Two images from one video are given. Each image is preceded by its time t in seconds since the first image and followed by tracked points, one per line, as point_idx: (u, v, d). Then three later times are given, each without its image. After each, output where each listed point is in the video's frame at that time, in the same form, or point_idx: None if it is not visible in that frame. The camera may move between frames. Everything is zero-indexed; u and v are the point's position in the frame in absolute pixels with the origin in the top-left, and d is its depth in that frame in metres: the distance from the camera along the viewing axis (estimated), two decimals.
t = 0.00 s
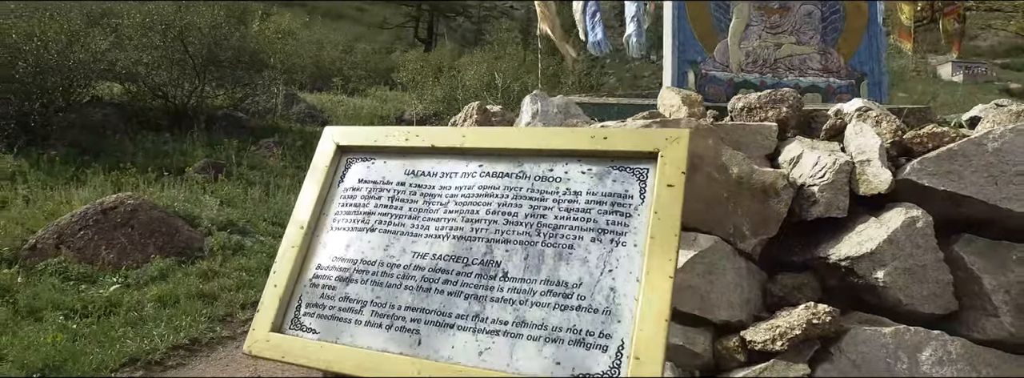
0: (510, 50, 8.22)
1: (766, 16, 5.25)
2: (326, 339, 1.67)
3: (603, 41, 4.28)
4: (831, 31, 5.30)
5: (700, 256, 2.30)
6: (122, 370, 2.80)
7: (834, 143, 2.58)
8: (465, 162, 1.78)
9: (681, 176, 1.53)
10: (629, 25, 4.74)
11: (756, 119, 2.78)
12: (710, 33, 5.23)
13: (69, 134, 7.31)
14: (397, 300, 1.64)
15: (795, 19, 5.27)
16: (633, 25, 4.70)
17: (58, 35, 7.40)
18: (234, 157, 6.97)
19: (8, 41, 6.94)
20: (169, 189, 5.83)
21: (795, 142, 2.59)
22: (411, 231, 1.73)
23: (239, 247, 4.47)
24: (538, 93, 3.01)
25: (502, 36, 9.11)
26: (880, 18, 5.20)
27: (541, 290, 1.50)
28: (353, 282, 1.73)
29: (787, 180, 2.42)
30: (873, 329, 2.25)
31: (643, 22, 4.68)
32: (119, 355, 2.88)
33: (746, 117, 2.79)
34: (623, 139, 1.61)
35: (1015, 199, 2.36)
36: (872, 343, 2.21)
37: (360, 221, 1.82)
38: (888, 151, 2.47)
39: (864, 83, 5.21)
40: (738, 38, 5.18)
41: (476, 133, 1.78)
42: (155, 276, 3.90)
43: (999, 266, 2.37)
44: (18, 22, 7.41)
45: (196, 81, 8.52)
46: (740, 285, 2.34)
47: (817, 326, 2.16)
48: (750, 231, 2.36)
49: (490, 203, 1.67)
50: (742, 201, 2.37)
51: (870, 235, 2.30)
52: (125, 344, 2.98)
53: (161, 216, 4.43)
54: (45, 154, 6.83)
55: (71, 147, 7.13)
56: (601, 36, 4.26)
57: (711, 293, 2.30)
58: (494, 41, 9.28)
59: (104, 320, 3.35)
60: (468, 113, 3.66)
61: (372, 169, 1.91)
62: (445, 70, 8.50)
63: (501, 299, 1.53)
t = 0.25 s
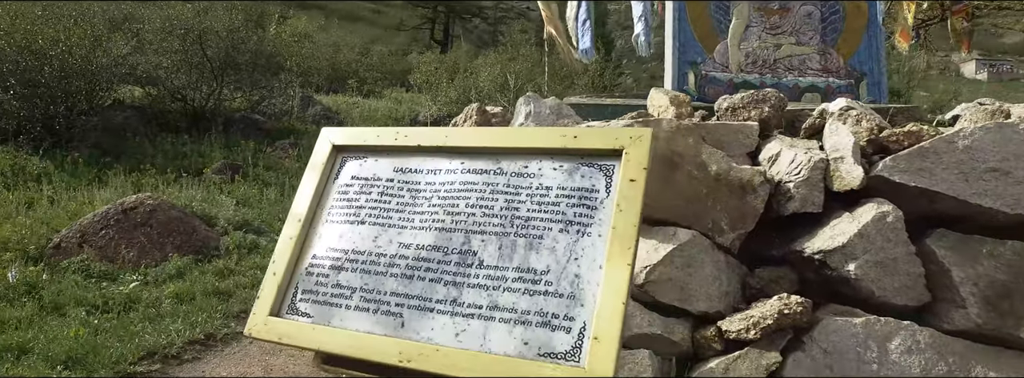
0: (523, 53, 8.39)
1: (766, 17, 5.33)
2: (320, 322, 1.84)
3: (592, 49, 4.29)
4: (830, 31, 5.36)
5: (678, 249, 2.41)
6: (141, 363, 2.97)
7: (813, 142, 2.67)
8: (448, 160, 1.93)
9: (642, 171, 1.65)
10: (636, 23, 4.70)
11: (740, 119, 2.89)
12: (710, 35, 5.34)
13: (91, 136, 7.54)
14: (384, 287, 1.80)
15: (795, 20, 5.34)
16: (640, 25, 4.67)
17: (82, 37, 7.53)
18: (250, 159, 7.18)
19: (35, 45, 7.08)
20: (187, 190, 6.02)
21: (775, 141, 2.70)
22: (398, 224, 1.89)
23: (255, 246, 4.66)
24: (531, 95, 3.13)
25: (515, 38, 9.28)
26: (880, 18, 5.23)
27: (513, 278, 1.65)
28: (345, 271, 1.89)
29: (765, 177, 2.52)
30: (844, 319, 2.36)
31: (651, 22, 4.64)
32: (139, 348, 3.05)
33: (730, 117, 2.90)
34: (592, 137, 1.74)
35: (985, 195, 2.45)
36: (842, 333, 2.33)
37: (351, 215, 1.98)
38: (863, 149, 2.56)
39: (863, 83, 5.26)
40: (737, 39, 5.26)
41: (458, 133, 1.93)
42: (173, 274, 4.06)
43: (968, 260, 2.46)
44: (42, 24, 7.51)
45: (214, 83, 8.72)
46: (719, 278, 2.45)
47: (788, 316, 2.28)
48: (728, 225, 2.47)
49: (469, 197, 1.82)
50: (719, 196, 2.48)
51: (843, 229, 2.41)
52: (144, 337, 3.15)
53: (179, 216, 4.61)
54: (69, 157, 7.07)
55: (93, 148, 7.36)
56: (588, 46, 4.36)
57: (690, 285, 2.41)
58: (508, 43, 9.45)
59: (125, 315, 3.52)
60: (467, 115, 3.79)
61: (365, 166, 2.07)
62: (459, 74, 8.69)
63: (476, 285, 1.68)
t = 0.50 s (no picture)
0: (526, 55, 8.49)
1: (759, 20, 5.34)
2: (303, 317, 1.95)
3: (583, 57, 3.77)
4: (824, 33, 5.38)
5: (654, 249, 2.49)
6: (146, 360, 3.09)
7: (788, 144, 2.74)
8: (425, 164, 2.04)
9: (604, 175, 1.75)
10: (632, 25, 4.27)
11: (719, 122, 2.97)
12: (704, 37, 5.38)
13: (103, 138, 7.89)
14: (363, 285, 1.91)
15: (787, 22, 5.37)
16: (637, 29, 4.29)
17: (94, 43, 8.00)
18: (258, 161, 7.33)
19: (46, 49, 7.46)
20: (195, 192, 6.16)
21: (751, 143, 2.77)
22: (377, 225, 2.00)
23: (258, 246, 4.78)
24: (517, 100, 3.22)
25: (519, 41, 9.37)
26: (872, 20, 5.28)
27: (481, 276, 1.76)
28: (326, 269, 2.00)
29: (739, 180, 2.61)
30: (814, 317, 2.44)
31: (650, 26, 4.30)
32: (144, 346, 3.18)
33: (710, 120, 2.97)
34: (558, 143, 1.84)
35: (952, 196, 2.52)
36: (811, 330, 2.41)
37: (334, 216, 2.09)
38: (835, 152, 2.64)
39: (855, 85, 5.33)
40: (731, 42, 5.28)
41: (434, 139, 2.03)
42: (180, 274, 4.20)
43: (936, 259, 2.54)
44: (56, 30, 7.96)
45: (223, 86, 8.91)
46: (693, 277, 2.53)
47: (758, 313, 2.36)
48: (702, 226, 2.56)
49: (442, 200, 1.92)
50: (694, 198, 2.56)
51: (813, 229, 2.48)
52: (150, 336, 3.28)
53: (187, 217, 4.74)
54: (81, 160, 7.25)
55: (104, 150, 7.66)
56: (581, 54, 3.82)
57: (665, 284, 2.50)
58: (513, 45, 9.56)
59: (132, 315, 3.65)
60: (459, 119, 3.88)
61: (348, 169, 2.18)
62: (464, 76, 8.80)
63: (447, 283, 1.79)
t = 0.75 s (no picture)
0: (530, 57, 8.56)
1: (749, 23, 5.44)
2: (276, 312, 2.07)
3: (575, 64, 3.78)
4: (813, 35, 5.45)
5: (622, 248, 2.57)
6: (147, 357, 3.22)
7: (757, 146, 2.80)
8: (393, 167, 2.15)
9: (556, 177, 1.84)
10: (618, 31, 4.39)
11: (692, 124, 3.03)
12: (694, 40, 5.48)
13: (113, 141, 7.97)
14: (332, 282, 2.03)
15: (777, 24, 5.45)
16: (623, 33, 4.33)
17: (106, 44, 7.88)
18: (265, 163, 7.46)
19: (59, 53, 7.34)
20: (202, 193, 6.30)
21: (721, 145, 2.83)
22: (347, 225, 2.12)
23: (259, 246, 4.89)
24: (498, 103, 3.32)
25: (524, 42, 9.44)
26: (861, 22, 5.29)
27: (438, 273, 1.87)
28: (299, 266, 2.12)
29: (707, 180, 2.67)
30: (778, 314, 2.51)
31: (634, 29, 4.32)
32: (147, 343, 3.30)
33: (684, 123, 3.04)
34: (515, 146, 1.93)
35: (915, 197, 2.58)
36: (775, 327, 2.47)
37: (308, 216, 2.22)
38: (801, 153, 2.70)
39: (845, 86, 5.36)
40: (721, 45, 5.36)
41: (402, 143, 2.15)
42: (186, 274, 4.32)
43: (899, 258, 2.60)
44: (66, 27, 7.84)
45: (231, 89, 8.95)
46: (662, 275, 2.60)
47: (722, 311, 2.43)
48: (671, 226, 2.63)
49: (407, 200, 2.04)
50: (662, 199, 2.63)
51: (777, 229, 2.55)
52: (154, 333, 3.41)
53: (193, 217, 4.86)
54: (91, 163, 7.42)
55: (115, 152, 7.83)
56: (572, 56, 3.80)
57: (634, 282, 2.57)
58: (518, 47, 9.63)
59: (136, 313, 3.77)
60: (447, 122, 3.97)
61: (323, 173, 2.30)
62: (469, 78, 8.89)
63: (408, 279, 1.90)
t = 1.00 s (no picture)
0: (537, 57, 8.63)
1: (743, 22, 5.47)
2: (252, 303, 2.16)
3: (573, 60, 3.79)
4: (808, 33, 5.48)
5: (597, 244, 2.62)
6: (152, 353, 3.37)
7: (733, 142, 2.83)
8: (366, 165, 2.24)
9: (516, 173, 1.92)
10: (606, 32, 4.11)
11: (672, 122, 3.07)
12: (689, 40, 5.53)
13: (124, 142, 8.58)
14: (305, 275, 2.12)
15: (772, 23, 5.47)
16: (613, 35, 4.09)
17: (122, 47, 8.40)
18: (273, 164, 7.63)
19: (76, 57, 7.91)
20: (211, 194, 6.45)
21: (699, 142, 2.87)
22: (321, 220, 2.21)
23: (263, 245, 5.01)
24: (483, 103, 3.39)
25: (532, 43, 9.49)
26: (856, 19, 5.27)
27: (404, 266, 1.95)
28: (276, 260, 2.21)
29: (682, 177, 2.71)
30: (750, 309, 2.54)
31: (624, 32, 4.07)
32: (154, 340, 3.52)
33: (664, 120, 3.08)
34: (479, 143, 2.01)
35: (888, 193, 2.59)
36: (746, 322, 2.51)
37: (286, 212, 2.31)
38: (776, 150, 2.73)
39: (841, 84, 5.34)
40: (715, 43, 5.41)
41: (375, 142, 2.24)
42: (195, 272, 4.52)
43: (873, 253, 2.61)
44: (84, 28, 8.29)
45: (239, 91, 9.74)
46: (637, 271, 2.65)
47: (693, 305, 2.47)
48: (646, 222, 2.67)
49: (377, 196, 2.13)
50: (637, 195, 2.68)
51: (750, 224, 2.59)
52: (159, 332, 3.63)
53: (201, 217, 5.16)
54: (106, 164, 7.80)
55: (127, 154, 8.38)
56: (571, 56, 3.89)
57: (609, 277, 2.61)
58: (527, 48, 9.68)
59: (145, 311, 4.00)
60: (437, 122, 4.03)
61: (301, 170, 2.40)
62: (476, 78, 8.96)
63: (375, 271, 1.99)
